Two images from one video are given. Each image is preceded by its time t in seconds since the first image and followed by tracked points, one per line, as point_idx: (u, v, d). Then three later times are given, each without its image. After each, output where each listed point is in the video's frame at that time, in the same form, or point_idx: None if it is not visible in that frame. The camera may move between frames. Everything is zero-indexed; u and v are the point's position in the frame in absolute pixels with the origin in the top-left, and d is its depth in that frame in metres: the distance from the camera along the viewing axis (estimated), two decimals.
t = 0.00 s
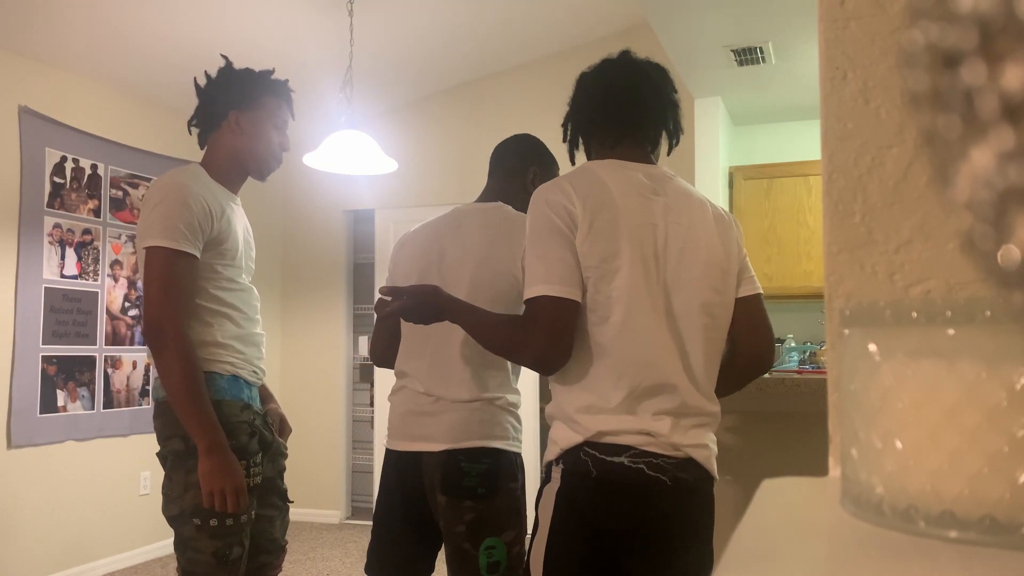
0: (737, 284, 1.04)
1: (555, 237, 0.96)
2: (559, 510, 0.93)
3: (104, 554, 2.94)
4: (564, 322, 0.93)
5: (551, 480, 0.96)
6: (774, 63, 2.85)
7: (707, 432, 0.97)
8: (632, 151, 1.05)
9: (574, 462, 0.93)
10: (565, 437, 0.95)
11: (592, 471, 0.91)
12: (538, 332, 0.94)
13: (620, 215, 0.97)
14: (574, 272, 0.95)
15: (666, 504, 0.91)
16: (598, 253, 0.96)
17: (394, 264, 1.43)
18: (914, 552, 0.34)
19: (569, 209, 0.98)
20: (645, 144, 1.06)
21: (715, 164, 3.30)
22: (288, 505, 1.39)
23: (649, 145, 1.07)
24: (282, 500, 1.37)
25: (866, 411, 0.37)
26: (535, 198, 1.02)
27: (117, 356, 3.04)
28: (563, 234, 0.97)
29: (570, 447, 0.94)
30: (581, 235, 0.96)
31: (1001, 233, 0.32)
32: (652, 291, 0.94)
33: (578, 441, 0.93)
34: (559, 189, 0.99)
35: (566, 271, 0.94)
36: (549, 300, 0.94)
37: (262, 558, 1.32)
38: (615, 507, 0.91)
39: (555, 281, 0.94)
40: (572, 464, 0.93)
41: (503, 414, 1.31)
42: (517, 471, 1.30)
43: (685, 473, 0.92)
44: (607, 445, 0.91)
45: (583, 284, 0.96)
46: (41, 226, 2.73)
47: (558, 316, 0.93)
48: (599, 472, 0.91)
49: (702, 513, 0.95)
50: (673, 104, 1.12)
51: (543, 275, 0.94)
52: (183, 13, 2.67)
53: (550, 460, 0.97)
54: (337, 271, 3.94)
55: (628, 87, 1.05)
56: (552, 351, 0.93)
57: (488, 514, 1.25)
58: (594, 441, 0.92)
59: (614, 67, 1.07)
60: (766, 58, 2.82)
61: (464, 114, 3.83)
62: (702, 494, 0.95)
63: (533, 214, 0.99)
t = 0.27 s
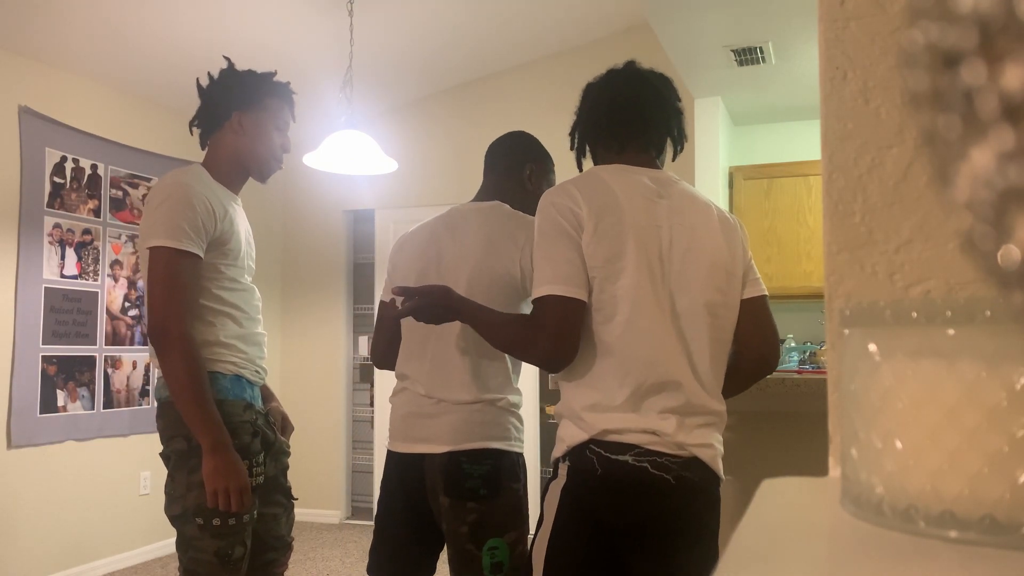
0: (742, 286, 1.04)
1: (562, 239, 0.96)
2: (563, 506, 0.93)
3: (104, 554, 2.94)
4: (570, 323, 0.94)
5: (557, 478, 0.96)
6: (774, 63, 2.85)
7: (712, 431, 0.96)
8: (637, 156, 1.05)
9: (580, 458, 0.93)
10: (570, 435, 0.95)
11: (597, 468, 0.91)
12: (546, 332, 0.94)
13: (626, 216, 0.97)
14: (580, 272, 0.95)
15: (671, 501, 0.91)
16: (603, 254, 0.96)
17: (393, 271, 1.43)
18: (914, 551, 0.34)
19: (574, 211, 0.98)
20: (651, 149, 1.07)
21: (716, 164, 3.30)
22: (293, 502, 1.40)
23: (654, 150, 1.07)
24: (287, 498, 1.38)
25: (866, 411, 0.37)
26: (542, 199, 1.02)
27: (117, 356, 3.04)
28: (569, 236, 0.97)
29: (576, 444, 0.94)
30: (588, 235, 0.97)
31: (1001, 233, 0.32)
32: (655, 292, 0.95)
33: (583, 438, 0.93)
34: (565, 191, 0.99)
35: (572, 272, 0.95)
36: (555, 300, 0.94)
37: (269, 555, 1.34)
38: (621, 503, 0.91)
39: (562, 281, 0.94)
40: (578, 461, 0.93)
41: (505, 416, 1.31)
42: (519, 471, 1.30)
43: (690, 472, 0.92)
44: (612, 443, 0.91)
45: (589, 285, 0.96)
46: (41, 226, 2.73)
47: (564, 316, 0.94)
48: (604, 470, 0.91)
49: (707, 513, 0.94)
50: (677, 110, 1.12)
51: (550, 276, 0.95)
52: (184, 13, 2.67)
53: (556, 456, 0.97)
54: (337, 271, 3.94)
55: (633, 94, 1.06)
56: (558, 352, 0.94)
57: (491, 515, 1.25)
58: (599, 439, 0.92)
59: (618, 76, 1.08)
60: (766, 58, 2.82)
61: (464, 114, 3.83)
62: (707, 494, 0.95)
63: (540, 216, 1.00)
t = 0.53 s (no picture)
0: (745, 287, 1.04)
1: (565, 239, 0.97)
2: (566, 504, 0.93)
3: (104, 554, 2.94)
4: (575, 322, 0.94)
5: (558, 476, 0.96)
6: (774, 63, 2.85)
7: (714, 431, 0.96)
8: (641, 159, 1.05)
9: (582, 456, 0.93)
10: (572, 434, 0.95)
11: (598, 466, 0.91)
12: (550, 332, 0.95)
13: (630, 216, 0.97)
14: (585, 272, 0.96)
15: (672, 499, 0.91)
16: (608, 254, 0.96)
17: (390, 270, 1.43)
18: (914, 551, 0.34)
19: (579, 211, 0.98)
20: (654, 153, 1.07)
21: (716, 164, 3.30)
22: (297, 501, 1.42)
23: (657, 153, 1.07)
24: (291, 496, 1.39)
25: (867, 410, 0.37)
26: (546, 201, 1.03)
27: (117, 356, 3.04)
28: (573, 236, 0.97)
29: (578, 442, 0.94)
30: (592, 236, 0.97)
31: (1001, 232, 0.32)
32: (657, 292, 0.95)
33: (586, 436, 0.93)
34: (571, 192, 1.00)
35: (577, 272, 0.95)
36: (559, 299, 0.94)
37: (274, 553, 1.36)
38: (623, 500, 0.91)
39: (566, 281, 0.94)
40: (580, 459, 0.93)
41: (509, 417, 1.31)
42: (523, 473, 1.31)
43: (690, 471, 0.92)
44: (615, 441, 0.91)
45: (593, 285, 0.97)
46: (41, 226, 2.73)
47: (568, 316, 0.94)
48: (607, 469, 0.91)
49: (710, 512, 0.95)
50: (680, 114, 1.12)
51: (553, 276, 0.95)
52: (184, 13, 2.67)
53: (559, 454, 0.97)
54: (337, 270, 3.94)
55: (635, 98, 1.06)
56: (562, 351, 0.94)
57: (496, 515, 1.25)
58: (601, 437, 0.92)
59: (621, 80, 1.08)
60: (766, 58, 2.82)
61: (465, 114, 3.83)
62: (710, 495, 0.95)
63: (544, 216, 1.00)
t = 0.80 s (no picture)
0: (745, 287, 1.04)
1: (566, 238, 0.97)
2: (566, 502, 0.93)
3: (104, 554, 2.94)
4: (575, 322, 0.94)
5: (559, 475, 0.96)
6: (774, 63, 2.85)
7: (715, 431, 0.96)
8: (642, 161, 1.05)
9: (583, 455, 0.93)
10: (573, 432, 0.95)
11: (599, 465, 0.91)
12: (550, 331, 0.95)
13: (631, 216, 0.97)
14: (585, 271, 0.96)
15: (672, 499, 0.91)
16: (608, 253, 0.96)
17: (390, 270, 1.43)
18: (914, 550, 0.34)
19: (580, 212, 0.98)
20: (655, 155, 1.07)
21: (716, 164, 3.30)
22: (300, 499, 1.44)
23: (658, 155, 1.07)
24: (294, 494, 1.41)
25: (866, 410, 0.37)
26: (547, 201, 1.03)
27: (117, 356, 3.04)
28: (574, 236, 0.97)
29: (579, 442, 0.94)
30: (593, 235, 0.97)
31: (1001, 232, 0.32)
32: (658, 292, 0.95)
33: (587, 435, 0.93)
34: (572, 193, 1.00)
35: (577, 271, 0.95)
36: (559, 299, 0.94)
37: (280, 551, 1.39)
38: (623, 499, 0.91)
39: (567, 280, 0.94)
40: (581, 458, 0.93)
41: (511, 419, 1.31)
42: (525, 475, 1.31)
43: (690, 471, 0.92)
44: (616, 440, 0.91)
45: (594, 285, 0.97)
46: (41, 225, 2.73)
47: (568, 315, 0.94)
48: (608, 468, 0.91)
49: (711, 513, 0.95)
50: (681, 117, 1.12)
51: (554, 275, 0.95)
52: (184, 13, 2.66)
53: (560, 453, 0.97)
54: (337, 270, 3.94)
55: (636, 101, 1.07)
56: (561, 351, 0.94)
57: (498, 517, 1.26)
58: (603, 437, 0.92)
59: (621, 84, 1.09)
60: (766, 58, 2.82)
61: (465, 114, 3.83)
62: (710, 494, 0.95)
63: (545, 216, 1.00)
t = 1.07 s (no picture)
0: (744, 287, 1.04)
1: (566, 238, 0.97)
2: (565, 502, 0.93)
3: (104, 554, 2.94)
4: (574, 321, 0.94)
5: (558, 475, 0.96)
6: (774, 63, 2.85)
7: (714, 431, 0.96)
8: (640, 161, 1.05)
9: (582, 455, 0.93)
10: (573, 432, 0.95)
11: (598, 465, 0.91)
12: (550, 330, 0.95)
13: (631, 216, 0.97)
14: (585, 271, 0.96)
15: (671, 500, 0.91)
16: (608, 253, 0.96)
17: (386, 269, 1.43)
18: (913, 550, 0.34)
19: (580, 212, 0.98)
20: (654, 155, 1.07)
21: (716, 164, 3.30)
22: (312, 496, 1.44)
23: (657, 156, 1.07)
24: (304, 492, 1.41)
25: (867, 410, 0.37)
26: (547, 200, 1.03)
27: (117, 356, 3.04)
28: (574, 235, 0.97)
29: (578, 441, 0.94)
30: (594, 234, 0.97)
31: (1001, 233, 0.32)
32: (658, 292, 0.95)
33: (586, 435, 0.93)
34: (572, 192, 1.00)
35: (577, 270, 0.95)
36: (559, 298, 0.94)
37: (292, 548, 1.39)
38: (622, 499, 0.91)
39: (566, 280, 0.94)
40: (580, 458, 0.93)
41: (507, 418, 1.31)
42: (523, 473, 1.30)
43: (689, 471, 0.92)
44: (615, 440, 0.91)
45: (593, 284, 0.97)
46: (41, 226, 2.73)
47: (567, 314, 0.94)
48: (606, 467, 0.91)
49: (709, 512, 0.94)
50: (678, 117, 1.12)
51: (553, 275, 0.95)
52: (184, 13, 2.66)
53: (559, 452, 0.97)
54: (337, 271, 3.94)
55: (634, 101, 1.06)
56: (560, 350, 0.94)
57: (495, 516, 1.25)
58: (602, 436, 0.92)
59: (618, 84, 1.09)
60: (766, 58, 2.82)
61: (465, 115, 3.83)
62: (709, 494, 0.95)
63: (545, 215, 1.00)
